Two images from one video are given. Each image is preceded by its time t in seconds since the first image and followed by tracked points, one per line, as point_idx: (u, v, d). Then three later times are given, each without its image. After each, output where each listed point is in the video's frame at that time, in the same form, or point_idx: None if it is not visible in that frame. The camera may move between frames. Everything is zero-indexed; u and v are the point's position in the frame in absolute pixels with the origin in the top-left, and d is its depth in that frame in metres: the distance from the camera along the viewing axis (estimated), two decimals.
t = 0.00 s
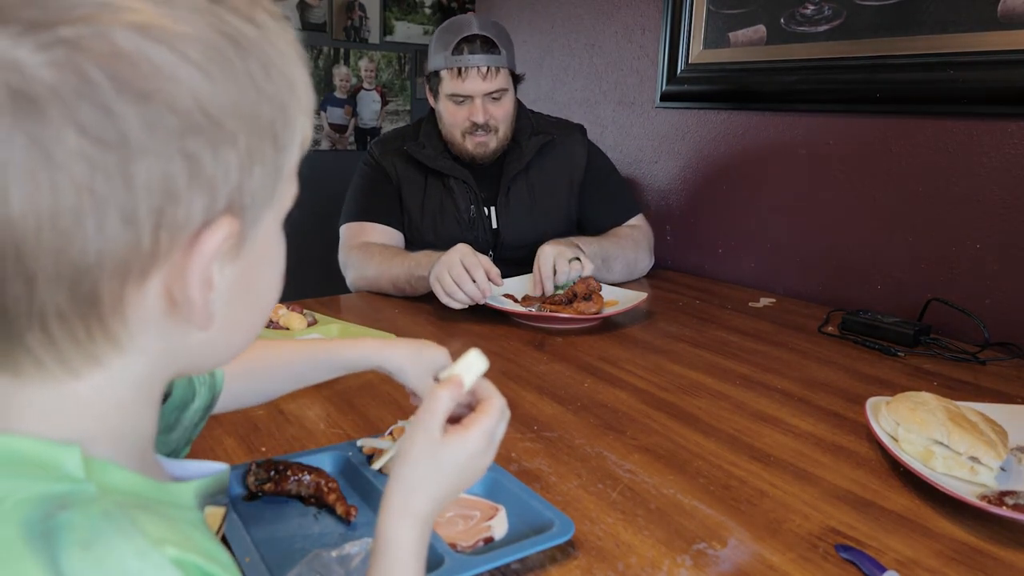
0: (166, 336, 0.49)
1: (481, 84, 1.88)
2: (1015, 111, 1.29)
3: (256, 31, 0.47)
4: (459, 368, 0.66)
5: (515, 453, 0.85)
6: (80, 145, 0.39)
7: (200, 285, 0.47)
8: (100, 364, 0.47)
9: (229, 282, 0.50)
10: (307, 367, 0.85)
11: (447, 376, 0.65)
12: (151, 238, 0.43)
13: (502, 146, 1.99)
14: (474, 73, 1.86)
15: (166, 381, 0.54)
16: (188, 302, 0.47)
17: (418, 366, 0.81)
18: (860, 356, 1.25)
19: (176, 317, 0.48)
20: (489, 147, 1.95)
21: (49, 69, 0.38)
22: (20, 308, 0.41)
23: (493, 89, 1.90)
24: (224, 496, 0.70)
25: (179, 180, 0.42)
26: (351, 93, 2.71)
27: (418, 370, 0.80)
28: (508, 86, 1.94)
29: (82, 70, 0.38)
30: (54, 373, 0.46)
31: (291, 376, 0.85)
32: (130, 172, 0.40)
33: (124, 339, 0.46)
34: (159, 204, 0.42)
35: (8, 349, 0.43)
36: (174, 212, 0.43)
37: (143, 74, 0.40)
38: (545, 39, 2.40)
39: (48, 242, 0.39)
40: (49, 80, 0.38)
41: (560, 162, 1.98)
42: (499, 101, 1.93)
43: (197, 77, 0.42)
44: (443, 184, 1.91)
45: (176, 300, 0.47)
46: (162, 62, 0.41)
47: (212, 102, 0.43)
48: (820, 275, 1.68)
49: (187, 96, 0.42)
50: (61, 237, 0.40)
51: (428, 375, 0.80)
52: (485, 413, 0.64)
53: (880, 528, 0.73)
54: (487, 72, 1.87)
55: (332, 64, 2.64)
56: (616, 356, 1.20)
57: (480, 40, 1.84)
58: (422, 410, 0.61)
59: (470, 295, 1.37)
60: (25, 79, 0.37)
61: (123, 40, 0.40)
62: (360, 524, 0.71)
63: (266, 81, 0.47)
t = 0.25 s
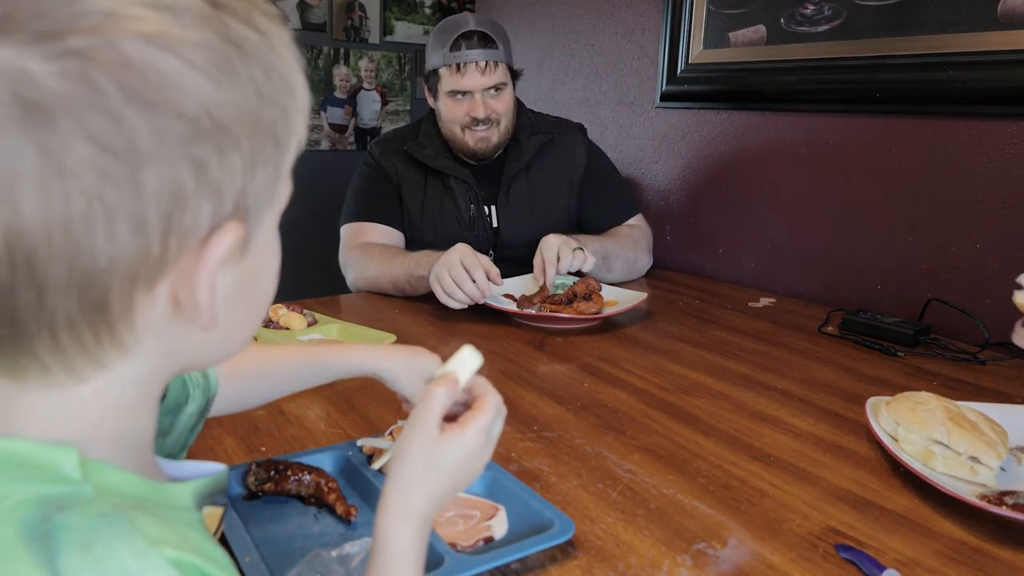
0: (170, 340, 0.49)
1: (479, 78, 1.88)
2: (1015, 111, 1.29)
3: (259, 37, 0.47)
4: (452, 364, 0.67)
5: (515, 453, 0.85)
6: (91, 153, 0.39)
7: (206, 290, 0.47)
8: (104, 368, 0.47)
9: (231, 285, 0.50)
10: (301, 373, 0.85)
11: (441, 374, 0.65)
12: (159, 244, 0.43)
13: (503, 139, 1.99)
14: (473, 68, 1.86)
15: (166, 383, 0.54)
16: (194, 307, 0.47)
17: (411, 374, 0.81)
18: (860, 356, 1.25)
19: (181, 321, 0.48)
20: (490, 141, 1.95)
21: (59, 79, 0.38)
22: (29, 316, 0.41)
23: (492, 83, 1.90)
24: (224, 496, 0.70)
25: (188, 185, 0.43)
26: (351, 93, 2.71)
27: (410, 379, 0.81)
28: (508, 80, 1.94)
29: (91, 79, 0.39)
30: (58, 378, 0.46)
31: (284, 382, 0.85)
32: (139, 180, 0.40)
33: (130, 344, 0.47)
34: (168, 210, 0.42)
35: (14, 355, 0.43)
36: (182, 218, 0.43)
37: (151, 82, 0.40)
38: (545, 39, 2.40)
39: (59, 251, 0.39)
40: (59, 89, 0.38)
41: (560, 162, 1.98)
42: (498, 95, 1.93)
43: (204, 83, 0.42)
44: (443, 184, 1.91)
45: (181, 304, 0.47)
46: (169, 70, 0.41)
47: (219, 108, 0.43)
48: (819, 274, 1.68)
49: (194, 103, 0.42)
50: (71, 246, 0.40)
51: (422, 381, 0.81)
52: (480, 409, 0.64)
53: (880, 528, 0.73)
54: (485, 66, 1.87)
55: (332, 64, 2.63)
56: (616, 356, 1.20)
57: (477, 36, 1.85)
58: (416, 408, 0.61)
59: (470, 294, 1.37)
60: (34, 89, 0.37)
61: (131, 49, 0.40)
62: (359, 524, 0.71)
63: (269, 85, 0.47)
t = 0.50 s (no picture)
0: (172, 338, 0.49)
1: (475, 78, 1.87)
2: (1015, 111, 1.29)
3: (264, 37, 0.47)
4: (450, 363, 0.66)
5: (515, 453, 0.84)
6: (100, 150, 0.39)
7: (210, 287, 0.47)
8: (106, 365, 0.47)
9: (232, 282, 0.50)
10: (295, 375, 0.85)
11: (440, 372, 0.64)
12: (163, 240, 0.43)
13: (500, 138, 1.98)
14: (468, 67, 1.86)
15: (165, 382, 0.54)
16: (196, 304, 0.47)
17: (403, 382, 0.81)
18: (860, 356, 1.25)
19: (185, 319, 0.48)
20: (487, 140, 1.94)
21: (69, 75, 0.38)
22: (34, 311, 0.41)
23: (488, 81, 1.89)
24: (224, 496, 0.70)
25: (193, 182, 0.43)
26: (351, 93, 2.71)
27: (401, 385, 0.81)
28: (503, 79, 1.94)
29: (100, 75, 0.39)
30: (61, 373, 0.46)
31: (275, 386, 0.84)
32: (146, 177, 0.41)
33: (133, 341, 0.47)
34: (173, 207, 0.43)
35: (19, 350, 0.43)
36: (187, 214, 0.44)
37: (159, 80, 0.40)
38: (545, 39, 2.40)
39: (66, 247, 0.39)
40: (68, 85, 0.38)
41: (558, 161, 1.97)
42: (494, 95, 1.92)
43: (210, 81, 0.42)
44: (442, 184, 1.91)
45: (184, 302, 0.47)
46: (177, 67, 0.41)
47: (224, 106, 0.43)
48: (819, 274, 1.68)
49: (199, 100, 0.42)
50: (78, 241, 0.40)
51: (415, 384, 0.81)
52: (480, 406, 0.63)
53: (881, 528, 0.73)
54: (480, 66, 1.86)
55: (332, 64, 2.63)
56: (616, 356, 1.20)
57: (472, 35, 1.85)
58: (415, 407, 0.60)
59: (468, 292, 1.36)
60: (43, 85, 0.37)
61: (140, 46, 0.40)
62: (359, 524, 0.71)
63: (273, 84, 0.47)
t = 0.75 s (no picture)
0: (169, 336, 0.48)
1: (467, 78, 1.88)
2: (1015, 111, 1.29)
3: (264, 36, 0.48)
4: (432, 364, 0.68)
5: (515, 453, 0.84)
6: (98, 138, 0.39)
7: (207, 284, 0.46)
8: (101, 360, 0.47)
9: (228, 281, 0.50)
10: (293, 369, 0.85)
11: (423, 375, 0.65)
12: (157, 231, 0.43)
13: (494, 140, 1.98)
14: (459, 68, 1.86)
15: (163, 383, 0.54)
16: (192, 299, 0.47)
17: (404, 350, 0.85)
18: (860, 356, 1.25)
19: (181, 317, 0.48)
20: (479, 142, 1.95)
21: (72, 65, 0.38)
22: (27, 300, 0.41)
23: (480, 83, 1.89)
24: (224, 496, 0.70)
25: (191, 175, 0.43)
26: (351, 93, 2.71)
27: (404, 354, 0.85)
28: (497, 80, 1.93)
29: (101, 65, 0.39)
30: (56, 366, 0.45)
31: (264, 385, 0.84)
32: (144, 167, 0.40)
33: (129, 336, 0.46)
34: (170, 198, 0.42)
35: (12, 339, 0.43)
36: (184, 207, 0.43)
37: (160, 72, 0.40)
38: (545, 38, 2.40)
39: (61, 236, 0.39)
40: (67, 72, 0.38)
41: (560, 162, 1.97)
42: (487, 95, 1.93)
43: (208, 75, 0.43)
44: (442, 184, 1.91)
45: (181, 298, 0.46)
46: (177, 60, 0.41)
47: (223, 100, 0.43)
48: (819, 274, 1.68)
49: (199, 93, 0.42)
50: (74, 229, 0.39)
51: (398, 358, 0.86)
52: (466, 403, 0.65)
53: (881, 528, 0.73)
54: (472, 66, 1.87)
55: (332, 64, 2.63)
56: (616, 356, 1.20)
57: (465, 35, 1.84)
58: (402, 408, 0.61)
59: (468, 293, 1.36)
60: (45, 74, 0.38)
61: (142, 39, 0.40)
62: (359, 524, 0.71)
63: (272, 83, 0.47)
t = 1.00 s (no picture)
0: (94, 332, 0.47)
1: (455, 76, 1.90)
2: (1015, 111, 1.29)
3: (199, 16, 0.47)
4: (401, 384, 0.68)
5: (515, 453, 0.84)
6: None
7: (110, 274, 0.44)
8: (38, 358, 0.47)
9: (172, 278, 0.48)
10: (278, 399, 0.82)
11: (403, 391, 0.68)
12: (50, 217, 0.42)
13: (482, 141, 1.97)
14: (448, 65, 1.89)
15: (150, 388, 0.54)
16: (100, 292, 0.45)
17: (377, 363, 0.77)
18: (860, 356, 1.25)
19: (99, 314, 0.46)
20: (465, 142, 1.94)
21: None
22: None
23: (468, 81, 1.90)
24: (223, 496, 0.70)
25: (79, 157, 0.41)
26: (351, 93, 2.71)
27: (379, 368, 0.77)
28: (489, 81, 1.94)
29: None
30: None
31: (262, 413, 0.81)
32: (21, 148, 0.40)
33: (44, 329, 0.45)
34: (57, 183, 0.41)
35: None
36: (75, 192, 0.42)
37: (43, 52, 0.40)
38: (545, 38, 2.40)
39: None
40: None
41: (561, 162, 1.97)
42: (477, 96, 1.93)
43: (105, 54, 0.42)
44: (442, 184, 1.91)
45: (88, 290, 0.45)
46: (69, 39, 0.41)
47: (114, 77, 0.42)
48: (819, 274, 1.68)
49: (88, 71, 0.41)
50: None
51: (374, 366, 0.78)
52: (448, 409, 0.66)
53: (880, 528, 0.73)
54: (460, 65, 1.88)
55: (332, 64, 2.63)
56: (616, 356, 1.20)
57: (458, 33, 1.88)
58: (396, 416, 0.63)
59: (469, 295, 1.36)
60: None
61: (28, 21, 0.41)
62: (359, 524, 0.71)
63: (199, 65, 0.45)
